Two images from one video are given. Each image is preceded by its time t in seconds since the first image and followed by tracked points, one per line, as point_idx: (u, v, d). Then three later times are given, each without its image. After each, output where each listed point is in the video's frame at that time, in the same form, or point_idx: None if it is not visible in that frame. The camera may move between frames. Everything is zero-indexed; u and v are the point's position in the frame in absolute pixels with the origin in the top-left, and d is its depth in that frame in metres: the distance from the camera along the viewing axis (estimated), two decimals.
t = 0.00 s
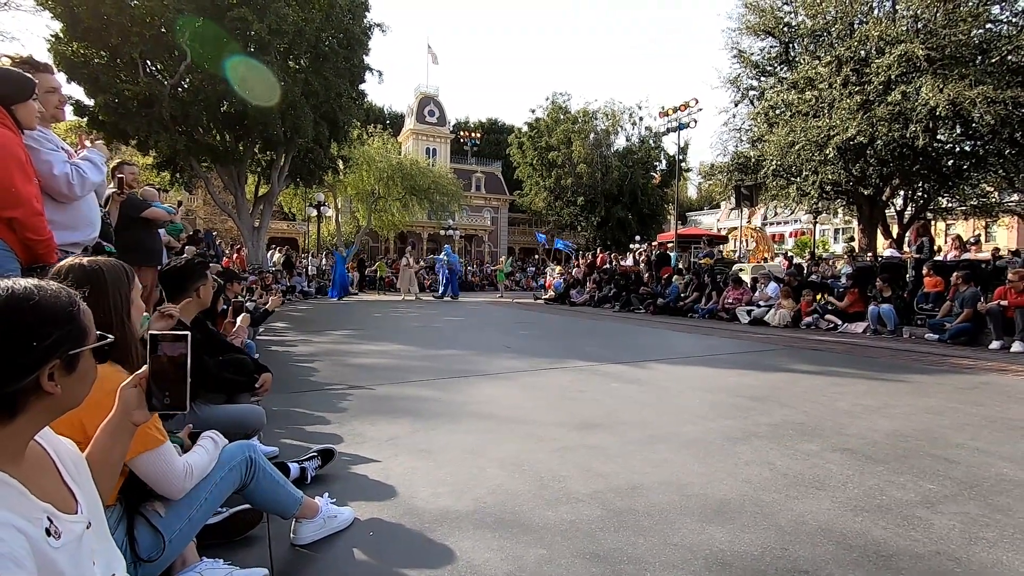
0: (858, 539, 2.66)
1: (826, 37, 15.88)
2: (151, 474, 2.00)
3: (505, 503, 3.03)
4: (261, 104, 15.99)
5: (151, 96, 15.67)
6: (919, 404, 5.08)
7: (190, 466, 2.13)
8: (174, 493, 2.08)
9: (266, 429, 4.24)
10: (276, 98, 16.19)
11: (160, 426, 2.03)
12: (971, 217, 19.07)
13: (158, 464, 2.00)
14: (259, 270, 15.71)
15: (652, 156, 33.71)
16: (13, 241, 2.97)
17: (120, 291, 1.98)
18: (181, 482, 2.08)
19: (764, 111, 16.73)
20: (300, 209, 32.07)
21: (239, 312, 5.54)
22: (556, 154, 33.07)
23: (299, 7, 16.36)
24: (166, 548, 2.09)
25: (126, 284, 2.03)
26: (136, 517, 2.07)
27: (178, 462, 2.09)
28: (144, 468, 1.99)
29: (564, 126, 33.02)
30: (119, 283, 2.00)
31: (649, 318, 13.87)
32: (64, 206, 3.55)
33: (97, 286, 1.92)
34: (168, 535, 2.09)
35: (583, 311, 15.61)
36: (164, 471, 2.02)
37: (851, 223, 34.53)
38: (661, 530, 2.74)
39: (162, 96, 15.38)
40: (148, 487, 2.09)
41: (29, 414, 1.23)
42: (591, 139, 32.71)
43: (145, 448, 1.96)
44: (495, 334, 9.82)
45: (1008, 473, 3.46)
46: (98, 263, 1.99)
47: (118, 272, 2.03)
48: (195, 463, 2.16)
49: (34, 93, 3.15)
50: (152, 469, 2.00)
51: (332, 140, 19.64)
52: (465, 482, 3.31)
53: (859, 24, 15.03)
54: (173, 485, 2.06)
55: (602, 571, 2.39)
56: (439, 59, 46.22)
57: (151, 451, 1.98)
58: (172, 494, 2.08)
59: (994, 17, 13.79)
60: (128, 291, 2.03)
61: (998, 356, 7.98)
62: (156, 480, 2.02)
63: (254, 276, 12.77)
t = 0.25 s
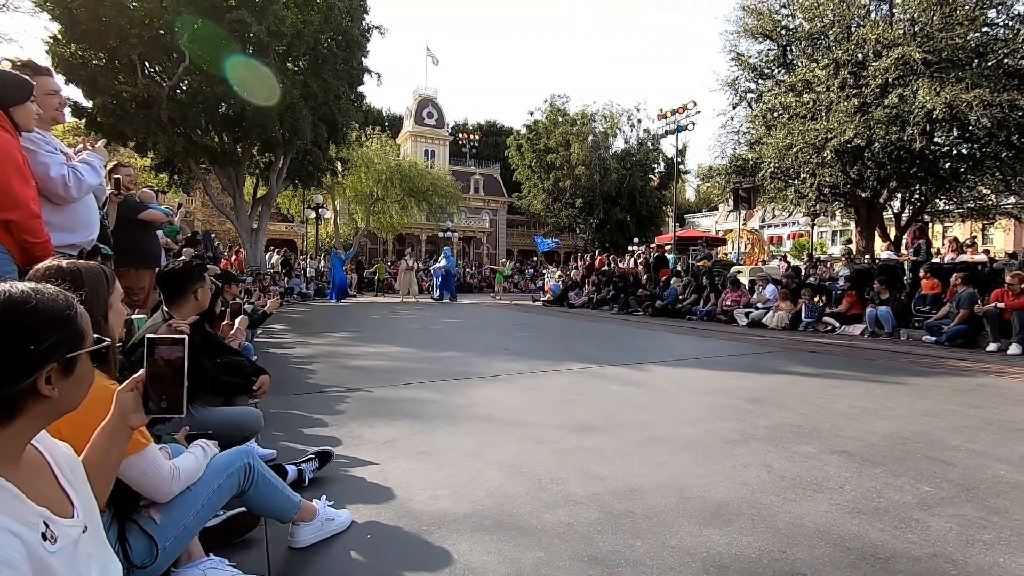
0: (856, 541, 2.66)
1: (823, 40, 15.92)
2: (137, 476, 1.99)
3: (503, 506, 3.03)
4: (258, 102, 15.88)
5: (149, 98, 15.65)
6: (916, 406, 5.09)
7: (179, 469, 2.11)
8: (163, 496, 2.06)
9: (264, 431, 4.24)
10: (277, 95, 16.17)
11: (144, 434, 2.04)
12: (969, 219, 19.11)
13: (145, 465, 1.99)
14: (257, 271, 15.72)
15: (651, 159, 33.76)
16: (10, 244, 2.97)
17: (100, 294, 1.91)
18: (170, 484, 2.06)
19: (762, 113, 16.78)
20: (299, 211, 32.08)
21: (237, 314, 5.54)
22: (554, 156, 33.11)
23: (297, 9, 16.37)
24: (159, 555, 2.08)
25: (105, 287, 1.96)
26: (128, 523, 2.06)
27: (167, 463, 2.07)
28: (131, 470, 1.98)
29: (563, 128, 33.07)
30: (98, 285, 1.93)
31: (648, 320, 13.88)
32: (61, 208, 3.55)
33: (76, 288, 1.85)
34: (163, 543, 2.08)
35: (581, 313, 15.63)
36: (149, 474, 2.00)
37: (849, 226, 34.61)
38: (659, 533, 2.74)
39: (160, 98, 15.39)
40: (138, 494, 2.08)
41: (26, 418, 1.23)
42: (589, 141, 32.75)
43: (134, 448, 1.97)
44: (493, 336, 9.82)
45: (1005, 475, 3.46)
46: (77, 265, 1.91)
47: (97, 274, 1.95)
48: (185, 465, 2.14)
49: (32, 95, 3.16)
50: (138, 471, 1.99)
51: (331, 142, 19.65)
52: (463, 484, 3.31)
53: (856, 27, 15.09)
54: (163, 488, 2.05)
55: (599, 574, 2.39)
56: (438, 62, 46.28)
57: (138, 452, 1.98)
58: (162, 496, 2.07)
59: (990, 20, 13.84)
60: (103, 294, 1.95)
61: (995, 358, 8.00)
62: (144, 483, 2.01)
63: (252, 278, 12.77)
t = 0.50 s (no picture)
0: (855, 544, 2.66)
1: (821, 43, 15.96)
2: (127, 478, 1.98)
3: (501, 509, 3.03)
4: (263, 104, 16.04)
5: (148, 99, 15.65)
6: (914, 408, 5.09)
7: (169, 469, 2.11)
8: (155, 498, 2.06)
9: (261, 433, 4.23)
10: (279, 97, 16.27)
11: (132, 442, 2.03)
12: (966, 222, 19.16)
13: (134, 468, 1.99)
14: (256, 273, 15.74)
15: (649, 161, 33.80)
16: (8, 245, 2.95)
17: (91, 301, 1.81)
18: (160, 484, 2.06)
19: (760, 116, 16.82)
20: (297, 213, 32.07)
21: (235, 315, 5.53)
22: (553, 159, 33.14)
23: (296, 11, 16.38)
24: (150, 560, 2.04)
25: (92, 292, 1.86)
26: (122, 528, 2.04)
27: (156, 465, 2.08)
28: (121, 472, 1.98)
29: (562, 130, 33.10)
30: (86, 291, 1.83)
31: (646, 322, 13.90)
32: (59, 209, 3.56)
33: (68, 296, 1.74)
34: (154, 548, 2.05)
35: (580, 315, 15.63)
36: (138, 476, 2.00)
37: (847, 228, 34.69)
38: (657, 535, 2.74)
39: (159, 100, 15.39)
40: (127, 499, 2.06)
41: (24, 420, 1.23)
42: (588, 144, 32.78)
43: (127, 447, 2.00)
44: (491, 338, 9.82)
45: (1003, 477, 3.47)
46: (63, 269, 1.81)
47: (83, 280, 1.86)
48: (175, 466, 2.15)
49: (29, 95, 3.15)
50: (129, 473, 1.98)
51: (329, 144, 19.65)
52: (461, 486, 3.31)
53: (854, 30, 15.14)
54: (154, 488, 2.04)
55: None
56: (437, 63, 46.24)
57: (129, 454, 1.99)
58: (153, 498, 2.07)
59: (988, 23, 13.89)
60: (91, 299, 1.86)
61: (993, 360, 8.01)
62: (134, 485, 2.01)
63: (250, 279, 12.75)
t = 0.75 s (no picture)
0: (850, 545, 2.67)
1: (818, 45, 16.00)
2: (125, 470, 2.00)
3: (498, 510, 3.03)
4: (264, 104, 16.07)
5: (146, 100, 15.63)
6: (910, 409, 5.11)
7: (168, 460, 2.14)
8: (155, 488, 2.08)
9: (258, 434, 4.23)
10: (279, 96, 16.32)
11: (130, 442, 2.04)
12: (963, 224, 19.20)
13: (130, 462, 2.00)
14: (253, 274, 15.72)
15: (647, 162, 33.84)
16: (6, 246, 2.95)
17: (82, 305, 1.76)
18: (157, 475, 2.07)
19: (757, 118, 16.85)
20: (295, 214, 32.05)
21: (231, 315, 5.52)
22: (551, 160, 33.15)
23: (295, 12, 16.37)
24: (145, 565, 2.05)
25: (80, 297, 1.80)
26: (119, 533, 2.04)
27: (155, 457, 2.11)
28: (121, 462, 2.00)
29: (560, 131, 33.11)
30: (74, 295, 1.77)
31: (644, 323, 13.92)
32: (54, 207, 3.57)
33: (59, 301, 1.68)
34: (150, 554, 2.06)
35: (578, 317, 15.64)
36: (137, 467, 2.02)
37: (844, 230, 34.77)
38: (654, 537, 2.75)
39: (157, 100, 15.39)
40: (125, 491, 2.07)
41: (18, 423, 1.23)
42: (586, 145, 32.79)
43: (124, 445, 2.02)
44: (489, 339, 9.83)
45: (999, 479, 3.48)
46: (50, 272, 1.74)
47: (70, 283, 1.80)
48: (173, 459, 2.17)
49: (25, 96, 3.15)
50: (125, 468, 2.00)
51: (328, 145, 19.65)
52: (459, 488, 3.31)
53: (851, 32, 15.17)
54: (152, 481, 2.06)
55: None
56: (436, 64, 46.25)
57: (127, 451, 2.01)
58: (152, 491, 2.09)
59: (984, 26, 13.93)
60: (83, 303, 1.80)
61: (989, 362, 8.03)
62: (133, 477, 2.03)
63: (248, 280, 12.75)
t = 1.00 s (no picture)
0: (849, 546, 2.68)
1: (816, 47, 16.03)
2: (130, 453, 2.09)
3: (498, 512, 3.03)
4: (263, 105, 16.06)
5: (145, 101, 15.62)
6: (909, 411, 5.11)
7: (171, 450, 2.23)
8: (158, 474, 2.16)
9: (257, 435, 4.23)
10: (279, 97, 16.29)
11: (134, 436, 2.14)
12: (962, 226, 19.22)
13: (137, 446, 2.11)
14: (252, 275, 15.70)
15: (646, 164, 33.85)
16: (7, 247, 2.95)
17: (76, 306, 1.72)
18: (162, 460, 2.16)
19: (756, 120, 16.87)
20: (294, 215, 32.03)
21: (230, 316, 5.52)
22: (550, 161, 33.16)
23: (294, 13, 16.38)
24: (145, 566, 2.04)
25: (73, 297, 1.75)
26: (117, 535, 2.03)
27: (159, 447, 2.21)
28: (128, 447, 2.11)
29: (559, 133, 33.11)
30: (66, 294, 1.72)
31: (642, 325, 13.92)
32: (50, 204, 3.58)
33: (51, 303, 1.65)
34: (149, 553, 2.05)
35: (576, 318, 15.65)
36: (140, 451, 2.12)
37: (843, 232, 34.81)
38: (653, 538, 2.75)
39: (156, 101, 15.38)
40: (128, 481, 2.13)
41: (16, 423, 1.23)
42: (585, 146, 32.79)
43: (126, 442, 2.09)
44: (488, 340, 9.84)
45: (997, 480, 3.49)
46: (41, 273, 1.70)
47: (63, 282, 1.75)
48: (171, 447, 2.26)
49: (26, 97, 3.16)
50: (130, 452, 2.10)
51: (327, 146, 19.64)
52: (458, 489, 3.31)
53: (850, 35, 15.19)
54: (155, 465, 2.15)
55: None
56: (436, 65, 46.27)
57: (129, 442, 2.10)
58: (153, 479, 2.16)
59: (982, 29, 13.96)
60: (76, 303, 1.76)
61: (987, 363, 8.03)
62: (134, 463, 2.11)
63: (246, 281, 12.74)
